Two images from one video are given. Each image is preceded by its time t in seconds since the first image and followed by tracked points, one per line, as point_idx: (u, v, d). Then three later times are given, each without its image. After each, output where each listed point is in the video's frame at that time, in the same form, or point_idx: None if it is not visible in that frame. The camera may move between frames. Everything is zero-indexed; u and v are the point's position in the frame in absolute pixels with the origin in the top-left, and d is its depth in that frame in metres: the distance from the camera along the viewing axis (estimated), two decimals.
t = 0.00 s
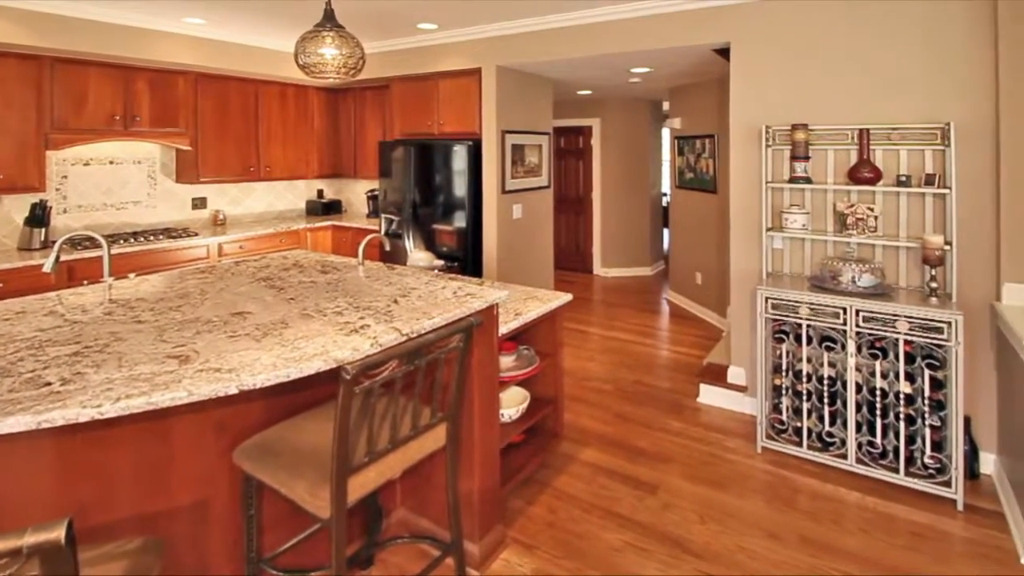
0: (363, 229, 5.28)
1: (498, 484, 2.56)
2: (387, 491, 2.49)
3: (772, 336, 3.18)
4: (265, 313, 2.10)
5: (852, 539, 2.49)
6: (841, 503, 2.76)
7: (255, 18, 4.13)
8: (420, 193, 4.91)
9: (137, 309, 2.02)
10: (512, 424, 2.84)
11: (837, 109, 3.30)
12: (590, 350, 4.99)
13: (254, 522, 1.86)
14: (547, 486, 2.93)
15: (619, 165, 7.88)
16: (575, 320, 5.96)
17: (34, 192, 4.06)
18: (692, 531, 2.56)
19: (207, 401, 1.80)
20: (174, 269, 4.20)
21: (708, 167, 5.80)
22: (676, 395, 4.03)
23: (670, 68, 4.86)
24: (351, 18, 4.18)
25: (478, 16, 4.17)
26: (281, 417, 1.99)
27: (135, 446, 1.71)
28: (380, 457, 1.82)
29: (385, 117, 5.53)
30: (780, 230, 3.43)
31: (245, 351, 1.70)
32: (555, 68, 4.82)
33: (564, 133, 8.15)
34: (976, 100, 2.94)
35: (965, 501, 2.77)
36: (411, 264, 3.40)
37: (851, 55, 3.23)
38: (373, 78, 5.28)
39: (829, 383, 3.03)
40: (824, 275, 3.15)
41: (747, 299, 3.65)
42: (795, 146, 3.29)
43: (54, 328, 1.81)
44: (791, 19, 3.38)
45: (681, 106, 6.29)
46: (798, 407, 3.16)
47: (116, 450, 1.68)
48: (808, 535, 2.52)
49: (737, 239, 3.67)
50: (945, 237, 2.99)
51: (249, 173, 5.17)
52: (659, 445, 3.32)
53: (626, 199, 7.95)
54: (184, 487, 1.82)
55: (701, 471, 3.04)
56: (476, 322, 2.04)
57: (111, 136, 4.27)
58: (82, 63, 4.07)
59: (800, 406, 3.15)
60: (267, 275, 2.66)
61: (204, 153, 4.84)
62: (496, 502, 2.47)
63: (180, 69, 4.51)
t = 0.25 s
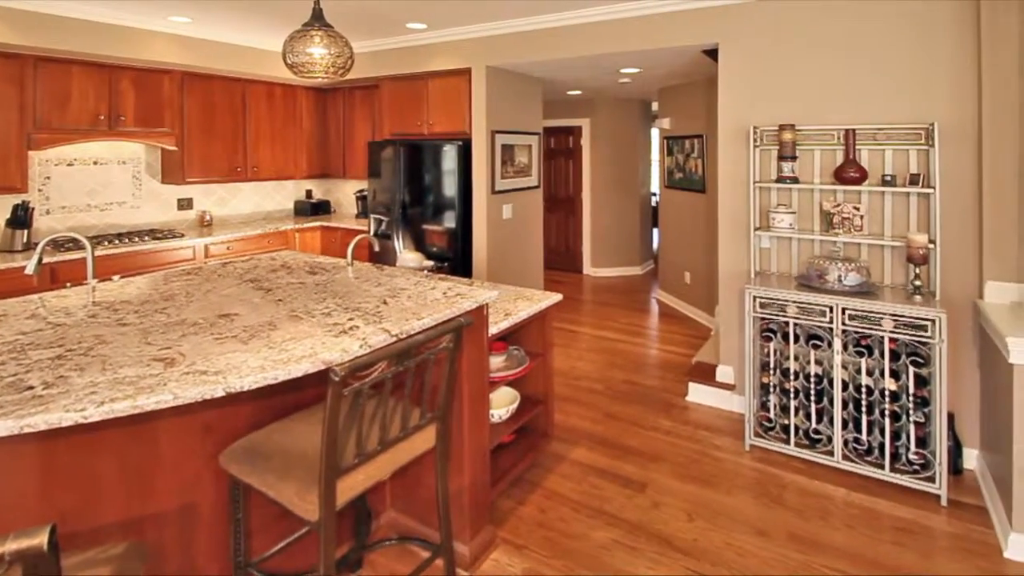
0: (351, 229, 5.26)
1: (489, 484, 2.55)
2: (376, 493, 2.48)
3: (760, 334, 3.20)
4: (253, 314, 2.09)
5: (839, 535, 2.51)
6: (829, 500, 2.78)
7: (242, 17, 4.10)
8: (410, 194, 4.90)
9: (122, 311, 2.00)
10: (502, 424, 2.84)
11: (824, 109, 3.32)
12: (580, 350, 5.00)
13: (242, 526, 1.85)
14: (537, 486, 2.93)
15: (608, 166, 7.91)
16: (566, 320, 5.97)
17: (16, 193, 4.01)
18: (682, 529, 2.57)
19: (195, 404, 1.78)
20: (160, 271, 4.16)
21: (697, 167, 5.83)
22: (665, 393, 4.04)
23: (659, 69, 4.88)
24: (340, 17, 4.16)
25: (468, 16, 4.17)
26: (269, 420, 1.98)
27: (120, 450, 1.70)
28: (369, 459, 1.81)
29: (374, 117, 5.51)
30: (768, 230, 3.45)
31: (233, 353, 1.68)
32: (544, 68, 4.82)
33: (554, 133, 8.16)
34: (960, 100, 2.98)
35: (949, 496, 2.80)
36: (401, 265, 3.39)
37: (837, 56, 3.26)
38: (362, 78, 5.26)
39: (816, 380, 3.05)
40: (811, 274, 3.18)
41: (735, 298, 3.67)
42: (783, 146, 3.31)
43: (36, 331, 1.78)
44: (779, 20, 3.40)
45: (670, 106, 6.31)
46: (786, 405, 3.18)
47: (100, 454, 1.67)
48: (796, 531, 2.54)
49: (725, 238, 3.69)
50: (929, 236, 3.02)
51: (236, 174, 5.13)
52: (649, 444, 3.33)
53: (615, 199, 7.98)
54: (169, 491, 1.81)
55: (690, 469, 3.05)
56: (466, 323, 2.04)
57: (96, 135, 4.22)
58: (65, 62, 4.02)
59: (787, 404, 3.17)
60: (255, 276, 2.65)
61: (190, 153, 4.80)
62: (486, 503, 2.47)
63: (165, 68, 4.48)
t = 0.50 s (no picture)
0: (340, 230, 5.24)
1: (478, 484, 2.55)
2: (365, 495, 2.47)
3: (749, 332, 3.21)
4: (240, 316, 2.07)
5: (827, 532, 2.53)
6: (816, 496, 2.80)
7: (229, 15, 4.07)
8: (399, 193, 4.88)
9: (106, 313, 1.98)
10: (492, 424, 2.84)
11: (811, 109, 3.35)
12: (570, 349, 5.01)
13: (229, 529, 1.83)
14: (527, 485, 2.93)
15: (598, 166, 7.92)
16: (556, 319, 5.98)
17: None
18: (671, 527, 2.58)
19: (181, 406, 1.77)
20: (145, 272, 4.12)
21: (686, 166, 5.85)
22: (655, 392, 4.06)
23: (649, 69, 4.89)
24: (328, 16, 4.14)
25: (458, 15, 4.17)
26: (257, 422, 1.97)
27: (105, 454, 1.68)
28: (358, 461, 1.80)
29: (363, 117, 5.49)
30: (756, 229, 3.46)
31: (220, 355, 1.67)
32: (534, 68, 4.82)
33: (544, 133, 8.16)
34: (944, 100, 3.01)
35: (934, 491, 2.83)
36: (390, 265, 3.37)
37: (825, 57, 3.28)
38: (351, 77, 5.24)
39: (803, 378, 3.07)
40: (798, 272, 3.19)
41: (724, 296, 3.69)
42: (770, 146, 3.33)
43: (18, 334, 1.76)
44: (767, 21, 3.42)
45: (660, 106, 6.33)
46: (773, 402, 3.20)
47: (84, 458, 1.65)
48: (784, 528, 2.56)
49: (714, 237, 3.70)
50: (914, 235, 3.04)
51: (224, 174, 5.10)
52: (638, 442, 3.34)
53: (605, 199, 8.00)
54: (154, 495, 1.79)
55: (680, 467, 3.07)
56: (456, 323, 2.04)
57: (80, 134, 4.17)
58: (49, 60, 3.97)
59: (775, 401, 3.19)
60: (243, 277, 2.63)
61: (177, 153, 4.76)
62: (476, 503, 2.47)
63: (152, 67, 4.44)
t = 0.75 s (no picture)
0: (329, 230, 5.21)
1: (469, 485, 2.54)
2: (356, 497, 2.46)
3: (737, 331, 3.23)
4: (227, 317, 2.05)
5: (815, 528, 2.55)
6: (805, 493, 2.82)
7: (216, 14, 4.04)
8: (389, 193, 4.85)
9: (90, 315, 1.96)
10: (482, 425, 2.83)
11: (798, 110, 3.37)
12: (560, 349, 5.01)
13: (216, 533, 1.82)
14: (517, 485, 2.92)
15: (588, 166, 7.94)
16: (545, 319, 5.98)
17: None
18: (661, 525, 2.59)
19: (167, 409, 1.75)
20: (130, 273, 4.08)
21: (675, 166, 5.88)
22: (644, 391, 4.07)
23: (638, 69, 4.91)
24: (317, 15, 4.12)
25: (447, 15, 4.16)
26: (245, 425, 1.96)
27: (89, 458, 1.66)
28: (347, 462, 1.79)
29: (352, 117, 5.47)
30: (744, 228, 3.48)
31: (206, 357, 1.66)
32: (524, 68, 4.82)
33: (534, 133, 8.16)
34: (929, 101, 3.04)
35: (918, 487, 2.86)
36: (380, 265, 3.36)
37: (812, 57, 3.30)
38: (340, 77, 5.21)
39: (791, 376, 3.09)
40: (786, 271, 3.21)
41: (713, 296, 3.70)
42: (758, 146, 3.35)
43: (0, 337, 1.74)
44: (755, 21, 3.44)
45: (649, 106, 6.35)
46: (761, 400, 3.22)
47: (69, 463, 1.63)
48: (773, 525, 2.57)
49: (703, 236, 3.72)
50: (899, 233, 3.06)
51: (211, 174, 5.06)
52: (628, 441, 3.34)
53: (595, 199, 8.01)
54: (139, 499, 1.77)
55: (669, 466, 3.08)
56: (446, 323, 2.04)
57: (64, 134, 4.12)
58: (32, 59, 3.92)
59: (763, 399, 3.21)
60: (230, 278, 2.61)
61: (162, 153, 4.71)
62: (466, 504, 2.46)
63: (137, 66, 4.39)
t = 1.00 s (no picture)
0: (318, 231, 5.18)
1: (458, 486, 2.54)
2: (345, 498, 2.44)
3: (725, 329, 3.25)
4: (213, 319, 2.04)
5: (803, 524, 2.57)
6: (793, 490, 2.84)
7: (203, 13, 4.01)
8: (378, 194, 4.83)
9: (74, 318, 1.93)
10: (472, 425, 2.82)
11: (785, 110, 3.39)
12: (550, 349, 5.02)
13: (202, 538, 1.81)
14: (507, 486, 2.92)
15: (577, 166, 7.95)
16: (535, 319, 5.98)
17: None
18: (650, 523, 2.59)
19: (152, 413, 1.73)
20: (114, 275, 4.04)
21: (664, 166, 5.90)
22: (633, 390, 4.08)
23: (627, 70, 4.92)
24: (305, 14, 4.10)
25: (436, 15, 4.15)
26: (232, 429, 1.95)
27: (72, 463, 1.65)
28: (336, 464, 1.78)
29: (341, 117, 5.44)
30: (732, 228, 3.50)
31: (192, 360, 1.64)
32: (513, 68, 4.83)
33: (524, 133, 8.17)
34: (914, 101, 3.08)
35: (903, 482, 2.90)
36: (369, 266, 3.35)
37: (799, 58, 3.32)
38: (328, 76, 5.19)
39: (778, 374, 3.11)
40: (773, 270, 3.23)
41: (702, 295, 3.72)
42: (745, 146, 3.36)
43: None
44: (743, 22, 3.46)
45: (638, 106, 6.37)
46: (749, 398, 3.24)
47: (53, 468, 1.62)
48: (760, 522, 2.59)
49: (692, 236, 3.73)
50: (884, 232, 3.10)
51: (197, 174, 5.01)
52: (618, 441, 3.35)
53: (584, 199, 8.03)
54: (124, 504, 1.76)
55: (658, 464, 3.09)
56: (435, 324, 2.03)
57: (46, 134, 4.06)
58: (14, 58, 3.87)
59: (751, 397, 3.23)
60: (217, 280, 2.58)
61: (147, 154, 4.66)
62: (456, 505, 2.46)
63: (122, 64, 4.35)
